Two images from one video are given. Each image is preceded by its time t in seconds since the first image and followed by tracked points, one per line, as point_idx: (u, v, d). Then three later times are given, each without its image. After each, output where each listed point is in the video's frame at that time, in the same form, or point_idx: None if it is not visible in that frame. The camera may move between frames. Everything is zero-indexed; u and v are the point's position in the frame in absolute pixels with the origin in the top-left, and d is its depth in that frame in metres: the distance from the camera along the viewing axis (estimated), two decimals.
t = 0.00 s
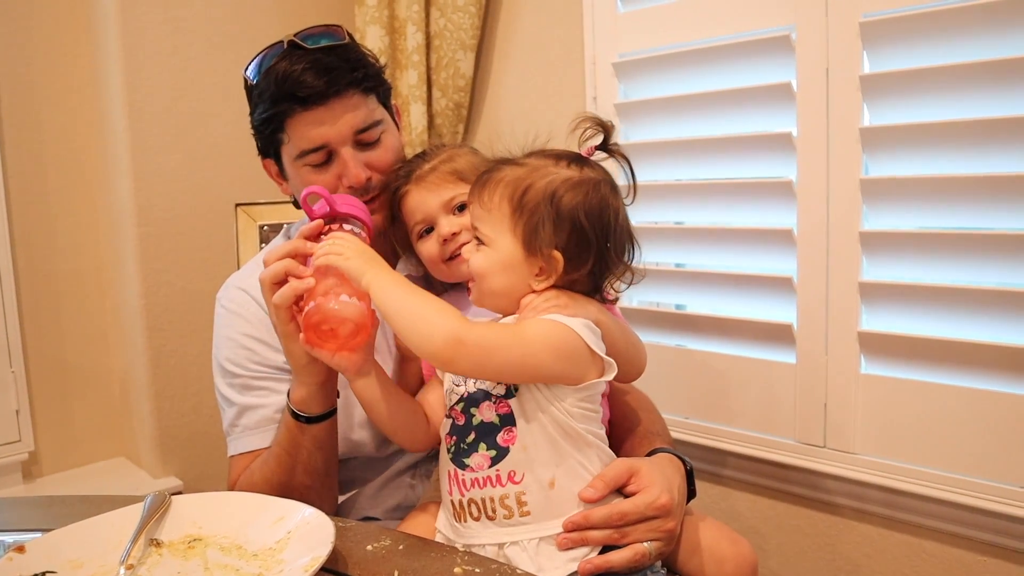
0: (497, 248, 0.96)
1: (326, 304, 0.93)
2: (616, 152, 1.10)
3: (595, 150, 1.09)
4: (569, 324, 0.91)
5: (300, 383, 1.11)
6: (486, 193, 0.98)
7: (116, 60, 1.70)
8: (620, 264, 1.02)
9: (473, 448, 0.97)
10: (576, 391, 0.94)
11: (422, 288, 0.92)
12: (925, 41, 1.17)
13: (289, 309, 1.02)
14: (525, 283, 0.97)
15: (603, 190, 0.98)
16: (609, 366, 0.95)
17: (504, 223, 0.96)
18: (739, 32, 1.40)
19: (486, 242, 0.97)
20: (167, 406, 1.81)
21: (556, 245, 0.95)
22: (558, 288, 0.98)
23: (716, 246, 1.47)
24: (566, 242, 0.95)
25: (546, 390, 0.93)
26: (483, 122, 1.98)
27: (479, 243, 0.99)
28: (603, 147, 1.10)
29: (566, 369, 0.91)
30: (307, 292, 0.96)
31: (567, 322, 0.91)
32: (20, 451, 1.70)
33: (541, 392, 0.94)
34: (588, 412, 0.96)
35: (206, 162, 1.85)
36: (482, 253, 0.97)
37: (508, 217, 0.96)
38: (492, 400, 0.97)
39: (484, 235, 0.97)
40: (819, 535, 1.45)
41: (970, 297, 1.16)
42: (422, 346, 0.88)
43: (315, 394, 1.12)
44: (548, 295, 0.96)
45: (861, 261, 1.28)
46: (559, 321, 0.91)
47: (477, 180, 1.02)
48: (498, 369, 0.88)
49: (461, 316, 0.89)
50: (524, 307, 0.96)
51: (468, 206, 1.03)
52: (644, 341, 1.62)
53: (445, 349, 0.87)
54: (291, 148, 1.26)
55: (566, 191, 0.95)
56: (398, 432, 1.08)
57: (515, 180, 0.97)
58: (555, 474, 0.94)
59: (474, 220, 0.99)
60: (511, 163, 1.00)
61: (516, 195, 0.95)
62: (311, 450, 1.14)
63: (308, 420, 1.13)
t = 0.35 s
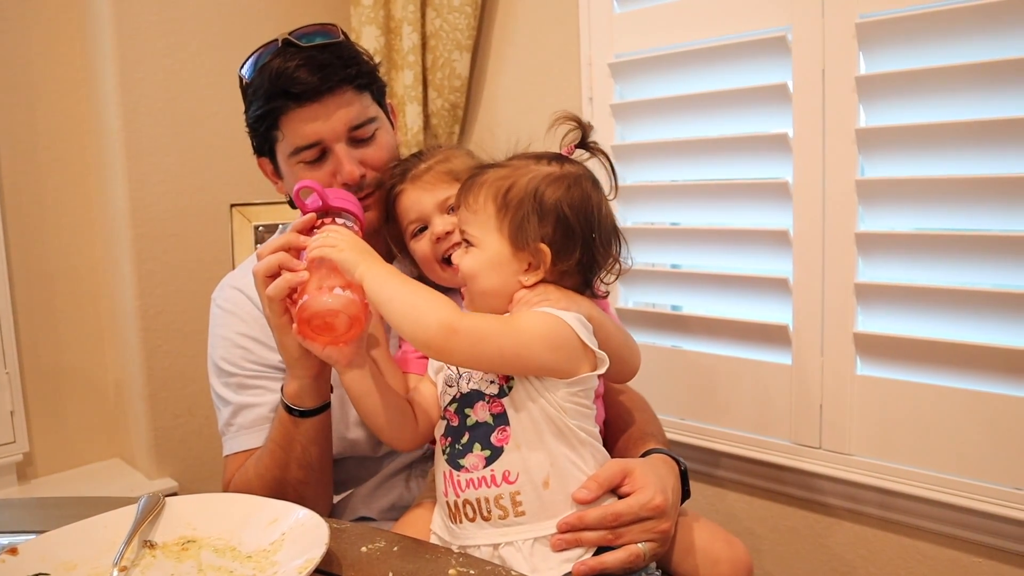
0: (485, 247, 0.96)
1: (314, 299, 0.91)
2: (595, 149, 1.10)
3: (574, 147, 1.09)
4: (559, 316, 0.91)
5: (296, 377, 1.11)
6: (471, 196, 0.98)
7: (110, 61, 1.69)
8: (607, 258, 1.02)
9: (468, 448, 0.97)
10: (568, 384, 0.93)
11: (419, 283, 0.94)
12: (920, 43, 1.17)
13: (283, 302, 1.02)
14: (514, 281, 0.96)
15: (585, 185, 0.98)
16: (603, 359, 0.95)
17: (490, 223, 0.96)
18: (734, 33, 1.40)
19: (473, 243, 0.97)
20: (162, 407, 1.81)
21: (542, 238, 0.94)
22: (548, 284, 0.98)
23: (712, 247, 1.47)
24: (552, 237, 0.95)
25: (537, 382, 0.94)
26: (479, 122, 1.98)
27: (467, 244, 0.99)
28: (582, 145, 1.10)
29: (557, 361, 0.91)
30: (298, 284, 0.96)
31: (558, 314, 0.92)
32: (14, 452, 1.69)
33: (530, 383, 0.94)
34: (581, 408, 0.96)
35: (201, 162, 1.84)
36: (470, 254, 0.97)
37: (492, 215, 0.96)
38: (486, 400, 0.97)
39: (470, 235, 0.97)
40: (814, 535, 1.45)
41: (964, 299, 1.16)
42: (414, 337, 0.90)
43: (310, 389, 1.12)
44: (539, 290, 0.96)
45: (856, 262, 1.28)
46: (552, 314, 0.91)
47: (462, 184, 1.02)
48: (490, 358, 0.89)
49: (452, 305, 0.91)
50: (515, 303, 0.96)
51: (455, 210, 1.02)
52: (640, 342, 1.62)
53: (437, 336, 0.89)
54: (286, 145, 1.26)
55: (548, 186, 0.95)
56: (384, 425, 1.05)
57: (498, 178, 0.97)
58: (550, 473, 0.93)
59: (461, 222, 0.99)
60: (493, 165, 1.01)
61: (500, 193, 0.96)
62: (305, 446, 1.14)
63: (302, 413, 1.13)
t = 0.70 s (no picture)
0: (484, 244, 0.95)
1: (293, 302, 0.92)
2: (595, 148, 1.10)
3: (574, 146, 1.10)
4: (567, 317, 0.91)
5: (292, 386, 1.10)
6: (471, 193, 0.98)
7: (107, 59, 1.69)
8: (607, 257, 1.02)
9: (467, 449, 0.96)
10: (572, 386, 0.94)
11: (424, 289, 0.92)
12: (918, 43, 1.18)
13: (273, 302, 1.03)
14: (514, 278, 0.96)
15: (585, 183, 0.98)
16: (607, 361, 0.95)
17: (491, 220, 0.96)
18: (733, 33, 1.40)
19: (473, 241, 0.97)
20: (159, 406, 1.80)
21: (543, 236, 0.94)
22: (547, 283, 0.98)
23: (709, 247, 1.47)
24: (553, 234, 0.95)
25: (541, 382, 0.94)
26: (477, 122, 1.98)
27: (467, 242, 0.98)
28: (582, 144, 1.10)
29: (567, 362, 0.91)
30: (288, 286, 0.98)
31: (565, 315, 0.91)
32: (10, 451, 1.69)
33: (538, 388, 0.94)
34: (583, 411, 0.96)
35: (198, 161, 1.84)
36: (470, 252, 0.97)
37: (493, 212, 0.96)
38: (485, 401, 0.96)
39: (470, 233, 0.97)
40: (810, 535, 1.46)
41: (960, 299, 1.16)
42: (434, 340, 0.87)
43: (304, 399, 1.11)
44: (540, 289, 0.96)
45: (853, 262, 1.29)
46: (560, 316, 0.91)
47: (462, 184, 1.02)
48: (509, 360, 0.88)
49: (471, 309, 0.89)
50: (518, 304, 0.95)
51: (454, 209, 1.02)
52: (637, 342, 1.62)
53: (459, 339, 0.87)
54: (288, 137, 1.25)
55: (548, 183, 0.95)
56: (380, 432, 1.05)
57: (498, 176, 0.97)
58: (550, 475, 0.94)
59: (461, 221, 0.98)
60: (493, 164, 1.01)
61: (500, 191, 0.96)
62: (297, 456, 1.13)
63: (292, 422, 1.11)
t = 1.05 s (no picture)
0: (490, 246, 0.96)
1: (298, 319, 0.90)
2: (604, 148, 1.11)
3: (583, 146, 1.10)
4: (577, 328, 0.92)
5: (296, 395, 1.09)
6: (477, 193, 0.98)
7: (105, 59, 1.69)
8: (613, 260, 1.02)
9: (467, 450, 0.96)
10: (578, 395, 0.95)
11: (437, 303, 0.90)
12: (916, 42, 1.18)
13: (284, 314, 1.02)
14: (520, 281, 0.96)
15: (592, 185, 0.98)
16: (614, 369, 0.95)
17: (496, 222, 0.96)
18: (731, 33, 1.40)
19: (478, 242, 0.97)
20: (157, 406, 1.80)
21: (549, 239, 0.94)
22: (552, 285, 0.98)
23: (707, 246, 1.47)
24: (559, 237, 0.95)
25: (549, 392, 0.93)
26: (475, 122, 1.98)
27: (473, 243, 0.98)
28: (590, 143, 1.11)
29: (579, 373, 0.91)
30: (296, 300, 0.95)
31: (574, 325, 0.92)
32: (8, 450, 1.69)
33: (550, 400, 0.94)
34: (586, 415, 0.98)
35: (196, 161, 1.84)
36: (476, 253, 0.97)
37: (499, 214, 0.96)
38: (486, 404, 0.96)
39: (475, 234, 0.97)
40: (807, 534, 1.46)
41: (958, 298, 1.17)
42: (450, 362, 0.85)
43: (308, 407, 1.10)
44: (548, 297, 0.96)
45: (851, 262, 1.29)
46: (570, 326, 0.91)
47: (467, 183, 1.01)
48: (525, 377, 0.87)
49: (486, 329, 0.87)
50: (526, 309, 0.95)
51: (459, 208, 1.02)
52: (636, 342, 1.62)
53: (478, 363, 0.85)
54: (313, 123, 1.25)
55: (556, 185, 0.95)
56: (386, 435, 1.05)
57: (505, 177, 0.97)
58: (549, 479, 0.94)
59: (466, 221, 0.98)
60: (500, 163, 1.00)
61: (507, 192, 0.96)
62: (298, 462, 1.13)
63: (299, 432, 1.10)
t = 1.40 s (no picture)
0: (489, 250, 0.96)
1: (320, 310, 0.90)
2: (604, 148, 1.11)
3: (583, 147, 1.10)
4: (573, 327, 0.92)
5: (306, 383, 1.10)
6: (475, 197, 0.97)
7: (108, 59, 1.69)
8: (613, 262, 1.02)
9: (469, 449, 0.96)
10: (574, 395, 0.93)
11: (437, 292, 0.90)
12: (919, 44, 1.18)
13: (291, 306, 1.02)
14: (519, 285, 0.97)
15: (590, 187, 0.98)
16: (609, 370, 0.95)
17: (495, 226, 0.95)
18: (734, 35, 1.40)
19: (477, 246, 0.97)
20: (159, 406, 1.80)
21: (548, 242, 0.95)
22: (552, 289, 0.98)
23: (709, 248, 1.47)
24: (558, 240, 0.95)
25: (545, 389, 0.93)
26: (478, 123, 1.98)
27: (472, 247, 0.98)
28: (590, 143, 1.11)
29: (571, 373, 0.91)
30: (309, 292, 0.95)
31: (569, 324, 0.92)
32: (10, 450, 1.69)
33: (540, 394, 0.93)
34: (586, 415, 0.97)
35: (199, 161, 1.84)
36: (475, 257, 0.97)
37: (498, 219, 0.95)
38: (488, 403, 0.95)
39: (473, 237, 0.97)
40: (809, 536, 1.46)
41: (960, 300, 1.17)
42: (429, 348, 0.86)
43: (319, 393, 1.10)
44: (545, 298, 0.96)
45: (853, 264, 1.29)
46: (564, 325, 0.91)
47: (465, 188, 1.01)
48: (509, 372, 0.87)
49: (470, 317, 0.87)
50: (523, 310, 0.96)
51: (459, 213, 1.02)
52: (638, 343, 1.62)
53: (459, 351, 0.85)
54: (336, 117, 1.26)
55: (554, 188, 0.95)
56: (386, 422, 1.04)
57: (502, 183, 0.97)
58: (550, 478, 0.94)
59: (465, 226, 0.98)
60: (498, 167, 1.00)
61: (505, 196, 0.95)
62: (309, 450, 1.14)
63: (306, 416, 1.11)
